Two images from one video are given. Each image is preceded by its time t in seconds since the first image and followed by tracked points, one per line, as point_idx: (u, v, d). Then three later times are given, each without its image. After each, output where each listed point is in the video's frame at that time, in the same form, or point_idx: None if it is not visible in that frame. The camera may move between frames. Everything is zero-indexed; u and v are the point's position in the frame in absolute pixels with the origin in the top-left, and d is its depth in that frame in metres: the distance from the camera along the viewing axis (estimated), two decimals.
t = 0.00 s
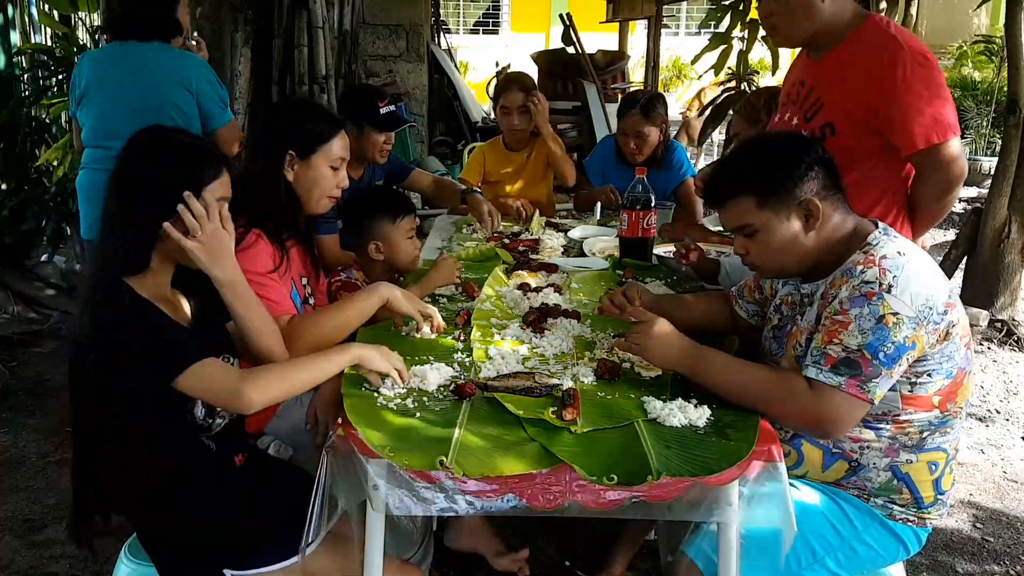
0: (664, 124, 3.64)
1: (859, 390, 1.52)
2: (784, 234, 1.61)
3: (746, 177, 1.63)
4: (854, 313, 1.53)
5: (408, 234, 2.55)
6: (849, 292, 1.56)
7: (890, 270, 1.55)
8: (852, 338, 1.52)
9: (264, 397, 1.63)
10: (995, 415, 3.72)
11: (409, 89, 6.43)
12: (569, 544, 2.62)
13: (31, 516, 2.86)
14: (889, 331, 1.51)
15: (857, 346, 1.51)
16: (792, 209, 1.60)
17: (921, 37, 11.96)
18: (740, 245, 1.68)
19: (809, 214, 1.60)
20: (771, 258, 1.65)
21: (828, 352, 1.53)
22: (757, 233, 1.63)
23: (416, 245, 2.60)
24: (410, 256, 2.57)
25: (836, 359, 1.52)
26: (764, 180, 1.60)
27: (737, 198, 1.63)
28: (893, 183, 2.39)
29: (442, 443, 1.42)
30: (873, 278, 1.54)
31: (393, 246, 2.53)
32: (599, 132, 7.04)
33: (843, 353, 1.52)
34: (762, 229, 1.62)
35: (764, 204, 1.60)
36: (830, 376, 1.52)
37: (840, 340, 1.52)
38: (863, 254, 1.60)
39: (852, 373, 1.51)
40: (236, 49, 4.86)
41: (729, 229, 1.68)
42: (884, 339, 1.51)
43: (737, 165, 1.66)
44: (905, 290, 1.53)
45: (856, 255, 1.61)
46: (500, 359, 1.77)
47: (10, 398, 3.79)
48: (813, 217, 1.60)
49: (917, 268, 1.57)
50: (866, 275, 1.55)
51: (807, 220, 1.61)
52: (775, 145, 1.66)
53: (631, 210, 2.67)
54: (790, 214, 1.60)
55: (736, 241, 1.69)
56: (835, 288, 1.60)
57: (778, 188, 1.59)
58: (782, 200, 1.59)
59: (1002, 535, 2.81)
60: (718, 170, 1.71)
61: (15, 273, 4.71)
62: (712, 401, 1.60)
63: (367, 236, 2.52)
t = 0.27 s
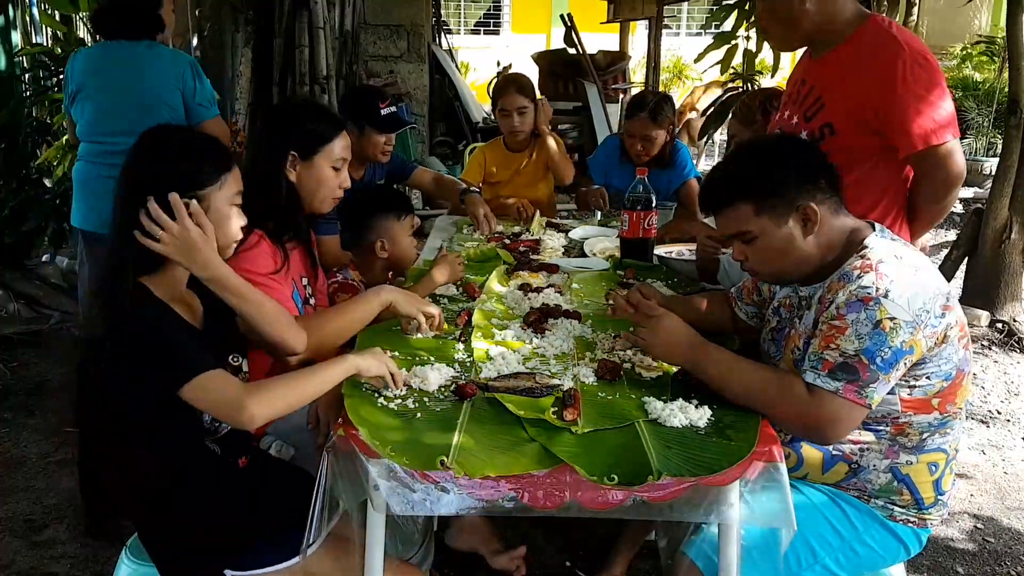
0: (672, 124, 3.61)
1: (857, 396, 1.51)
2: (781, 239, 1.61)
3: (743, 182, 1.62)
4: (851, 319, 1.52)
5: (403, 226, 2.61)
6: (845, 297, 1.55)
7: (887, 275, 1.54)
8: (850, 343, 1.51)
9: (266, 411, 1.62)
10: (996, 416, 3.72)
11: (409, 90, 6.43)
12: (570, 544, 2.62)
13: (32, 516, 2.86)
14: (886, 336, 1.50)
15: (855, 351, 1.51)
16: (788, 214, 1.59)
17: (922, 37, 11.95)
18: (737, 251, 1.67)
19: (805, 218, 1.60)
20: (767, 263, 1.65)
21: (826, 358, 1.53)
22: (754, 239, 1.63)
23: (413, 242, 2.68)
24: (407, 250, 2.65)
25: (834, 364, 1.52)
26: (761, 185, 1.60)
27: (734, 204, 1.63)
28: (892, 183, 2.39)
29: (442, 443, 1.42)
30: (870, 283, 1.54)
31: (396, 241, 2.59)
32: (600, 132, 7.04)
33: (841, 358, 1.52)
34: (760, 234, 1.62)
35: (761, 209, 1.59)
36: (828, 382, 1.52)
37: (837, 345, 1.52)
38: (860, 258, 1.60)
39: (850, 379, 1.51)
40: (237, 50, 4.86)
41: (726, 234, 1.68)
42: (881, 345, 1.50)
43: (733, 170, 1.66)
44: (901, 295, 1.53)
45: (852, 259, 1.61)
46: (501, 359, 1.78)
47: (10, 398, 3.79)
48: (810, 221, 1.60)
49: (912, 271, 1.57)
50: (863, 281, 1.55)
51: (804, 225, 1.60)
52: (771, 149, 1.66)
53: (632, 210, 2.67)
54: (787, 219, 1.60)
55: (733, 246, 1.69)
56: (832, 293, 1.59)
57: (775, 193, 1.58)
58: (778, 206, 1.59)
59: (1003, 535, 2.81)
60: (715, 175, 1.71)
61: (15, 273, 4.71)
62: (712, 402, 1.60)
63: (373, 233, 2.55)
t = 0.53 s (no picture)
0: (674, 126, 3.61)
1: (857, 399, 1.51)
2: (780, 243, 1.61)
3: (742, 185, 1.62)
4: (850, 322, 1.52)
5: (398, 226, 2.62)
6: (843, 300, 1.55)
7: (884, 278, 1.55)
8: (849, 346, 1.51)
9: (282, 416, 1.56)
10: (997, 417, 3.72)
11: (409, 91, 6.43)
12: (570, 544, 2.62)
13: (32, 517, 2.86)
14: (885, 339, 1.50)
15: (855, 354, 1.51)
16: (787, 218, 1.59)
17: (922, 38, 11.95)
18: (736, 255, 1.67)
19: (804, 221, 1.59)
20: (766, 266, 1.65)
21: (826, 361, 1.52)
22: (754, 243, 1.62)
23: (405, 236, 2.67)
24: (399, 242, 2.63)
25: (834, 368, 1.51)
26: (760, 189, 1.59)
27: (733, 209, 1.63)
28: (890, 184, 2.39)
29: (442, 443, 1.42)
30: (867, 286, 1.54)
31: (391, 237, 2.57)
32: (600, 133, 7.04)
33: (841, 362, 1.51)
34: (759, 238, 1.61)
35: (760, 213, 1.59)
36: (828, 386, 1.51)
37: (836, 349, 1.52)
38: (857, 260, 1.60)
39: (851, 383, 1.50)
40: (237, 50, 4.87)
41: (725, 238, 1.68)
42: (881, 347, 1.50)
43: (732, 174, 1.66)
44: (899, 297, 1.53)
45: (850, 261, 1.61)
46: (501, 360, 1.78)
47: (11, 399, 3.80)
48: (808, 225, 1.59)
49: (909, 274, 1.58)
50: (861, 283, 1.55)
51: (803, 228, 1.60)
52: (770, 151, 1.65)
53: (632, 211, 2.68)
54: (787, 223, 1.60)
55: (732, 250, 1.69)
56: (831, 296, 1.59)
57: (773, 197, 1.58)
58: (777, 210, 1.59)
59: (1003, 536, 2.81)
60: (714, 178, 1.70)
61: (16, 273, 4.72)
62: (712, 402, 1.61)
63: (370, 234, 2.53)
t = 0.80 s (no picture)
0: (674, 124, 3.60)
1: (859, 400, 1.51)
2: (779, 242, 1.60)
3: (740, 184, 1.61)
4: (850, 322, 1.52)
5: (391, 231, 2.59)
6: (843, 300, 1.55)
7: (884, 277, 1.54)
8: (849, 347, 1.51)
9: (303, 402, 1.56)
10: (997, 415, 3.71)
11: (409, 89, 6.42)
12: (570, 544, 2.61)
13: (31, 516, 2.85)
14: (885, 339, 1.50)
15: (855, 355, 1.50)
16: (787, 216, 1.58)
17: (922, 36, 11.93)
18: (736, 254, 1.66)
19: (804, 221, 1.59)
20: (765, 265, 1.64)
21: (826, 362, 1.52)
22: (754, 242, 1.61)
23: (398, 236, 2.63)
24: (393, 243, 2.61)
25: (835, 369, 1.51)
26: (759, 188, 1.58)
27: (731, 209, 1.62)
28: (890, 182, 2.38)
29: (441, 442, 1.41)
30: (867, 285, 1.54)
31: (384, 237, 2.56)
32: (599, 131, 7.03)
33: (841, 363, 1.51)
34: (758, 238, 1.60)
35: (759, 213, 1.58)
36: (829, 387, 1.51)
37: (836, 349, 1.52)
38: (857, 259, 1.59)
39: (852, 384, 1.50)
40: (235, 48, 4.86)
41: (724, 236, 1.66)
42: (881, 348, 1.50)
43: (730, 174, 1.64)
44: (899, 296, 1.52)
45: (850, 260, 1.60)
46: (501, 359, 1.77)
47: (9, 398, 3.79)
48: (808, 224, 1.59)
49: (909, 273, 1.57)
50: (860, 282, 1.55)
51: (802, 228, 1.59)
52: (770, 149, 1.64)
53: (632, 210, 2.67)
54: (787, 222, 1.58)
55: (732, 249, 1.68)
56: (830, 295, 1.59)
57: (772, 196, 1.57)
58: (777, 209, 1.57)
59: (1004, 535, 2.80)
60: (713, 177, 1.69)
61: (15, 272, 4.71)
62: (712, 402, 1.60)
63: (360, 231, 2.52)
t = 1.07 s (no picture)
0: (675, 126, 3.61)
1: (861, 401, 1.50)
2: (777, 242, 1.60)
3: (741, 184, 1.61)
4: (852, 323, 1.52)
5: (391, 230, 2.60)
6: (845, 301, 1.56)
7: (886, 279, 1.56)
8: (851, 347, 1.51)
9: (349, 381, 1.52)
10: (997, 416, 3.71)
11: (409, 90, 6.43)
12: (570, 544, 2.62)
13: (31, 516, 2.86)
14: (887, 342, 1.50)
15: (857, 356, 1.50)
16: (787, 217, 1.58)
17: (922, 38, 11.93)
18: (735, 251, 1.67)
19: (805, 221, 1.59)
20: (763, 263, 1.65)
21: (828, 362, 1.52)
22: (752, 240, 1.62)
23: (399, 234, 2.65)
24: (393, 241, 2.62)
25: (837, 369, 1.51)
26: (757, 187, 1.59)
27: (732, 208, 1.63)
28: (889, 183, 2.39)
29: (442, 442, 1.42)
30: (869, 287, 1.55)
31: (383, 235, 2.57)
32: (599, 132, 7.04)
33: (843, 363, 1.51)
34: (757, 238, 1.61)
35: (759, 213, 1.59)
36: (831, 387, 1.51)
37: (838, 350, 1.52)
38: (858, 261, 1.61)
39: (854, 385, 1.50)
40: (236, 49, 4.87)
41: (724, 233, 1.67)
42: (883, 348, 1.50)
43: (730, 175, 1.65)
44: (900, 299, 1.53)
45: (851, 261, 1.62)
46: (502, 360, 1.77)
47: (10, 398, 3.79)
48: (809, 225, 1.59)
49: (910, 276, 1.58)
50: (862, 284, 1.56)
51: (803, 228, 1.59)
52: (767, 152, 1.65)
53: (632, 210, 2.67)
54: (786, 223, 1.59)
55: (732, 247, 1.68)
56: (831, 297, 1.60)
57: (773, 196, 1.57)
58: (776, 208, 1.58)
59: (1003, 536, 2.81)
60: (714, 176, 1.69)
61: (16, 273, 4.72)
62: (712, 402, 1.60)
63: (359, 228, 2.52)
